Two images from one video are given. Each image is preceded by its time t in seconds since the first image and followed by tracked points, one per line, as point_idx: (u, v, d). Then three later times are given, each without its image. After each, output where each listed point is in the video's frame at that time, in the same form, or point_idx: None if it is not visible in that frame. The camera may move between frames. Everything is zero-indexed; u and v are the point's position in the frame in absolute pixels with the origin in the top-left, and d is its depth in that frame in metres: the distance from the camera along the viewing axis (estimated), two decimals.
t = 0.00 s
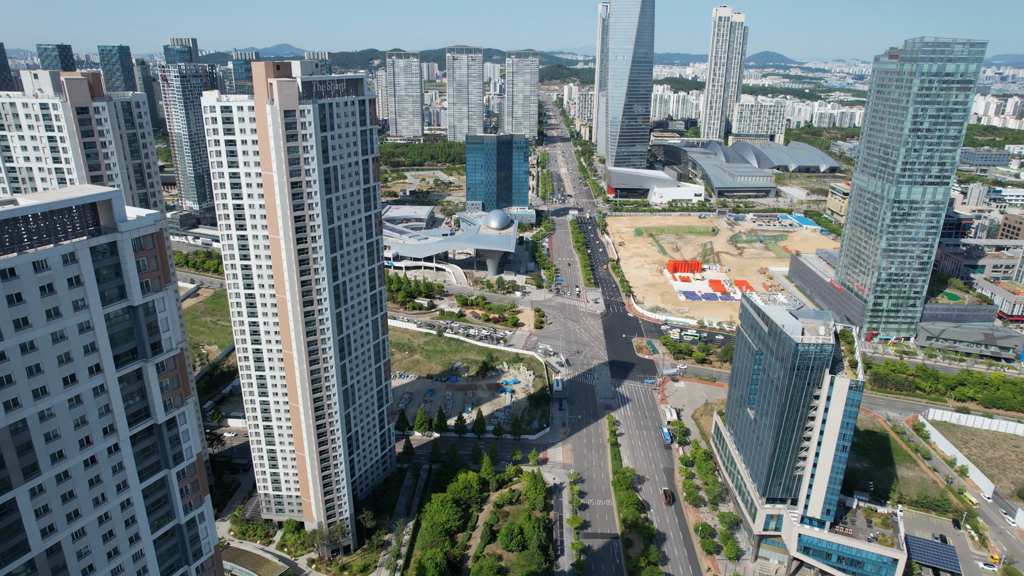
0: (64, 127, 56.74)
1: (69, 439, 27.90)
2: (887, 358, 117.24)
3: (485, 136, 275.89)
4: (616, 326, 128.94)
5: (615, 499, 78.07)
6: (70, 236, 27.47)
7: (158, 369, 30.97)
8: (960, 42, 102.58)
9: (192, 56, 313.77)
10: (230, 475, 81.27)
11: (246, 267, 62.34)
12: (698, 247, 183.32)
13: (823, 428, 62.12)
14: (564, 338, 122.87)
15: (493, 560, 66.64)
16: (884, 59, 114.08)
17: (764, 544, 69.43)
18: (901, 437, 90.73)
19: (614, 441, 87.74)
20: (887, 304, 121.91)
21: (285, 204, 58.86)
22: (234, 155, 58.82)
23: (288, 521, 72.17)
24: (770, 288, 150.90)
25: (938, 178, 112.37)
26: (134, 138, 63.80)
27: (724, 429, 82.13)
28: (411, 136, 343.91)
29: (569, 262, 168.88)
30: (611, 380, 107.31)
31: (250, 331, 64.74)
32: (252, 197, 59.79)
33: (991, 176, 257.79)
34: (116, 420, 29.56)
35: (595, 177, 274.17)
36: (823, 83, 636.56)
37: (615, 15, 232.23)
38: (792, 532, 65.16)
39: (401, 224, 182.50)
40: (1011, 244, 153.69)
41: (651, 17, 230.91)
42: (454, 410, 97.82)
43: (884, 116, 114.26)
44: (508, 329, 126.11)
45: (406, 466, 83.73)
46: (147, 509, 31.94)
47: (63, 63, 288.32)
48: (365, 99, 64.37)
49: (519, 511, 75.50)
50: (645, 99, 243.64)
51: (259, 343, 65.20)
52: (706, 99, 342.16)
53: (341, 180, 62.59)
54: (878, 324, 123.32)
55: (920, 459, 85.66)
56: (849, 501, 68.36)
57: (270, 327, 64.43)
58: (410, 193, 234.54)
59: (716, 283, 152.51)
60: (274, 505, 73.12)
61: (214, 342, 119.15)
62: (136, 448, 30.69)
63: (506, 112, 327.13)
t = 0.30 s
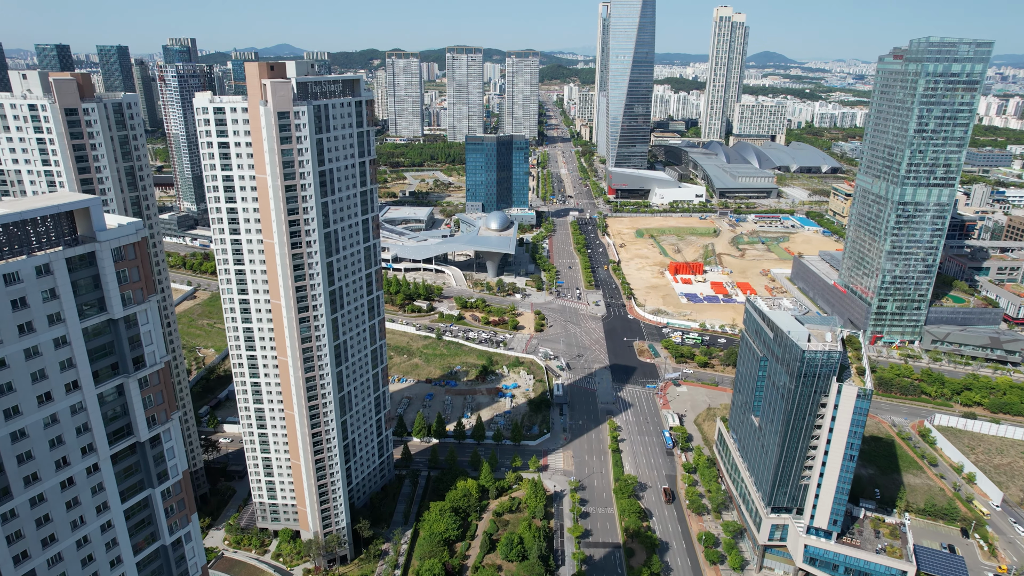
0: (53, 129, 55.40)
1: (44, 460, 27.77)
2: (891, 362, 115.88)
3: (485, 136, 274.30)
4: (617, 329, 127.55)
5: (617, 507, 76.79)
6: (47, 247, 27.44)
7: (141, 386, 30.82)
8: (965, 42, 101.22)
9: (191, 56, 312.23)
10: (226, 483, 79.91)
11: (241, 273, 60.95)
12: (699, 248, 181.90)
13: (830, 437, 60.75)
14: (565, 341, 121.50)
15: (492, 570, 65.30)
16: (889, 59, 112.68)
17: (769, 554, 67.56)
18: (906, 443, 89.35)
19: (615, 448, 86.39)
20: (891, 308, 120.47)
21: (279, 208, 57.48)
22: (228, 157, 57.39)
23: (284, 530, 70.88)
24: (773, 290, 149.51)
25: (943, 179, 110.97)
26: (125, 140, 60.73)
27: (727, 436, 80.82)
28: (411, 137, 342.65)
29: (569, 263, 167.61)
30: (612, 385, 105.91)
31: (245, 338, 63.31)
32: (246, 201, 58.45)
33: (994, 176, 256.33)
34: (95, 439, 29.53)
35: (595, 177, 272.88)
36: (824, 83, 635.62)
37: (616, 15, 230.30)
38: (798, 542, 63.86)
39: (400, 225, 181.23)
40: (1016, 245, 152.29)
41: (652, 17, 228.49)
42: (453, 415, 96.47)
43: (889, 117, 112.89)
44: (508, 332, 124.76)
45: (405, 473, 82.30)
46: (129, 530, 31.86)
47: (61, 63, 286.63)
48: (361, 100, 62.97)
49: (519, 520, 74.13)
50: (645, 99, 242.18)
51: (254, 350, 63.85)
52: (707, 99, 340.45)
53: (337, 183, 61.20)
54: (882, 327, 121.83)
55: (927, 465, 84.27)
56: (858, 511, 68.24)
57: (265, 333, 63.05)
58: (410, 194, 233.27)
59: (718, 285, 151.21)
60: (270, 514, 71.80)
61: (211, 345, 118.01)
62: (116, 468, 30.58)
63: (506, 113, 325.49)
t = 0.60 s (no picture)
0: (42, 132, 54.00)
1: (17, 483, 27.23)
2: (896, 366, 114.44)
3: (486, 137, 273.07)
4: (619, 332, 126.12)
5: (619, 515, 75.44)
6: (21, 257, 27.12)
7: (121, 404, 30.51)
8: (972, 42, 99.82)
9: (190, 56, 311.07)
10: (220, 490, 78.52)
11: (234, 277, 59.60)
12: (701, 250, 180.49)
13: (837, 446, 59.31)
14: (566, 345, 120.09)
15: None
16: (893, 59, 111.33)
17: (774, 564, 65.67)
18: (913, 449, 87.88)
19: (617, 455, 85.01)
20: (895, 311, 119.02)
21: (273, 212, 56.16)
22: (221, 160, 56.04)
23: (279, 540, 69.47)
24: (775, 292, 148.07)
25: (949, 181, 109.63)
26: (117, 141, 59.50)
27: (731, 443, 79.46)
28: (411, 137, 341.47)
29: (570, 265, 166.27)
30: (613, 389, 104.44)
31: (239, 344, 61.93)
32: (239, 204, 57.06)
33: (997, 177, 254.72)
34: (73, 459, 29.05)
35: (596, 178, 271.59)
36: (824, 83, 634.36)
37: (617, 15, 228.39)
38: (804, 554, 62.44)
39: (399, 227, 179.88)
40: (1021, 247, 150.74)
41: (653, 17, 226.52)
42: (452, 420, 95.06)
43: (894, 118, 111.54)
44: (508, 335, 123.33)
45: (403, 480, 80.92)
46: (110, 554, 31.31)
47: (60, 63, 285.17)
48: (358, 101, 61.60)
49: (519, 529, 72.78)
50: (646, 100, 240.61)
51: (248, 356, 62.49)
52: (708, 99, 338.98)
53: (333, 186, 59.85)
54: (886, 330, 120.34)
55: (934, 473, 82.81)
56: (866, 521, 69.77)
57: (259, 340, 61.60)
58: (409, 195, 231.95)
59: (720, 287, 149.85)
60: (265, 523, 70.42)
61: (208, 348, 116.79)
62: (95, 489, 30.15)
63: (506, 113, 324.15)
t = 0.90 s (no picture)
0: (30, 133, 52.61)
1: None
2: (901, 370, 113.00)
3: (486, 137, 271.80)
4: (620, 335, 124.73)
5: (621, 523, 74.16)
6: None
7: (101, 423, 29.80)
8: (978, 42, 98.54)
9: (189, 56, 309.59)
10: (215, 498, 77.11)
11: (228, 283, 58.21)
12: (703, 251, 179.09)
13: (844, 456, 57.96)
14: (567, 348, 118.69)
15: None
16: (898, 59, 109.96)
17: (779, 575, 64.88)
18: (919, 455, 86.42)
19: (619, 461, 83.70)
20: (900, 314, 117.59)
21: (267, 217, 54.87)
22: (214, 162, 54.65)
23: (274, 549, 68.10)
24: (778, 295, 146.66)
25: (955, 183, 108.22)
26: (107, 143, 58.20)
27: (735, 450, 78.18)
28: (411, 137, 340.19)
29: (571, 267, 164.86)
30: (615, 394, 103.09)
31: (233, 351, 60.55)
32: (232, 208, 55.66)
33: (1000, 178, 252.95)
34: (50, 482, 28.21)
35: (596, 179, 270.25)
36: (825, 83, 632.78)
37: (618, 14, 226.68)
38: (811, 566, 61.06)
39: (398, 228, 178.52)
40: None
41: (654, 16, 225.02)
42: (451, 426, 93.67)
43: (899, 119, 110.18)
44: (509, 338, 121.92)
45: (401, 488, 79.60)
46: None
47: (59, 63, 283.50)
48: (355, 102, 60.29)
49: (520, 538, 71.55)
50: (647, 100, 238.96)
51: (243, 363, 61.09)
52: (709, 99, 337.41)
53: (329, 189, 58.53)
54: (891, 333, 118.92)
55: (941, 480, 81.38)
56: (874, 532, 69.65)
57: (253, 346, 60.21)
58: (409, 196, 230.70)
59: (722, 289, 148.46)
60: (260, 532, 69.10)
61: (205, 352, 115.45)
62: (73, 512, 29.37)
63: (506, 113, 322.67)
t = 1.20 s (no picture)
0: (16, 135, 51.28)
1: None
2: (906, 374, 111.58)
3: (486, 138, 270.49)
4: (621, 338, 123.34)
5: (623, 532, 72.82)
6: None
7: (76, 443, 28.74)
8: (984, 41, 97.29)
9: (188, 56, 308.36)
10: (210, 506, 75.72)
11: (221, 287, 56.80)
12: (704, 253, 177.73)
13: (852, 466, 56.55)
14: (567, 352, 117.25)
15: None
16: (903, 59, 108.68)
17: None
18: (926, 462, 85.03)
19: (620, 468, 82.34)
20: (905, 317, 116.07)
21: (260, 221, 53.50)
22: (206, 165, 53.24)
23: (270, 560, 66.76)
24: (781, 297, 145.28)
25: (960, 185, 106.88)
26: (98, 145, 56.72)
27: (739, 457, 76.79)
28: (411, 137, 338.93)
29: (571, 269, 163.50)
30: (616, 398, 101.71)
31: (226, 357, 59.16)
32: (226, 212, 54.34)
33: (1003, 179, 251.49)
34: (23, 508, 26.93)
35: (597, 179, 268.98)
36: (825, 83, 631.59)
37: (618, 14, 225.29)
38: None
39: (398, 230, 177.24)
40: None
41: (655, 16, 223.61)
42: (450, 431, 92.30)
43: (904, 120, 108.86)
44: (509, 341, 120.55)
45: (399, 495, 78.24)
46: None
47: (57, 63, 281.89)
48: (352, 103, 58.91)
49: (520, 548, 70.24)
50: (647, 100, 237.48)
51: (236, 371, 59.71)
52: (710, 99, 336.01)
53: (325, 192, 57.19)
54: (895, 337, 117.43)
55: (949, 487, 80.00)
56: (882, 542, 68.70)
57: (248, 352, 58.80)
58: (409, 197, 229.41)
59: (724, 291, 147.13)
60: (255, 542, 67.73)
61: (201, 355, 114.10)
62: (49, 536, 28.14)
63: (507, 113, 321.51)
